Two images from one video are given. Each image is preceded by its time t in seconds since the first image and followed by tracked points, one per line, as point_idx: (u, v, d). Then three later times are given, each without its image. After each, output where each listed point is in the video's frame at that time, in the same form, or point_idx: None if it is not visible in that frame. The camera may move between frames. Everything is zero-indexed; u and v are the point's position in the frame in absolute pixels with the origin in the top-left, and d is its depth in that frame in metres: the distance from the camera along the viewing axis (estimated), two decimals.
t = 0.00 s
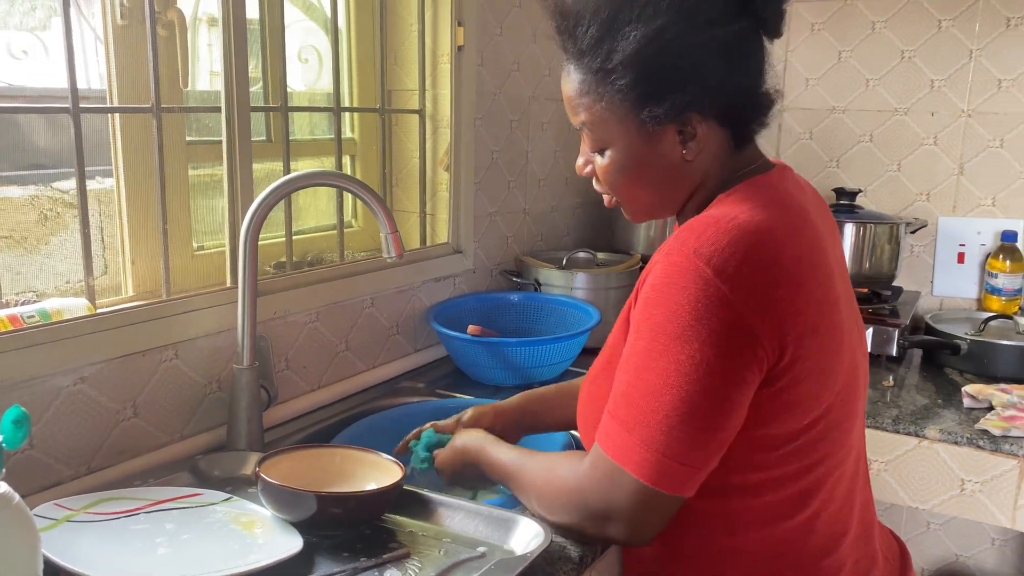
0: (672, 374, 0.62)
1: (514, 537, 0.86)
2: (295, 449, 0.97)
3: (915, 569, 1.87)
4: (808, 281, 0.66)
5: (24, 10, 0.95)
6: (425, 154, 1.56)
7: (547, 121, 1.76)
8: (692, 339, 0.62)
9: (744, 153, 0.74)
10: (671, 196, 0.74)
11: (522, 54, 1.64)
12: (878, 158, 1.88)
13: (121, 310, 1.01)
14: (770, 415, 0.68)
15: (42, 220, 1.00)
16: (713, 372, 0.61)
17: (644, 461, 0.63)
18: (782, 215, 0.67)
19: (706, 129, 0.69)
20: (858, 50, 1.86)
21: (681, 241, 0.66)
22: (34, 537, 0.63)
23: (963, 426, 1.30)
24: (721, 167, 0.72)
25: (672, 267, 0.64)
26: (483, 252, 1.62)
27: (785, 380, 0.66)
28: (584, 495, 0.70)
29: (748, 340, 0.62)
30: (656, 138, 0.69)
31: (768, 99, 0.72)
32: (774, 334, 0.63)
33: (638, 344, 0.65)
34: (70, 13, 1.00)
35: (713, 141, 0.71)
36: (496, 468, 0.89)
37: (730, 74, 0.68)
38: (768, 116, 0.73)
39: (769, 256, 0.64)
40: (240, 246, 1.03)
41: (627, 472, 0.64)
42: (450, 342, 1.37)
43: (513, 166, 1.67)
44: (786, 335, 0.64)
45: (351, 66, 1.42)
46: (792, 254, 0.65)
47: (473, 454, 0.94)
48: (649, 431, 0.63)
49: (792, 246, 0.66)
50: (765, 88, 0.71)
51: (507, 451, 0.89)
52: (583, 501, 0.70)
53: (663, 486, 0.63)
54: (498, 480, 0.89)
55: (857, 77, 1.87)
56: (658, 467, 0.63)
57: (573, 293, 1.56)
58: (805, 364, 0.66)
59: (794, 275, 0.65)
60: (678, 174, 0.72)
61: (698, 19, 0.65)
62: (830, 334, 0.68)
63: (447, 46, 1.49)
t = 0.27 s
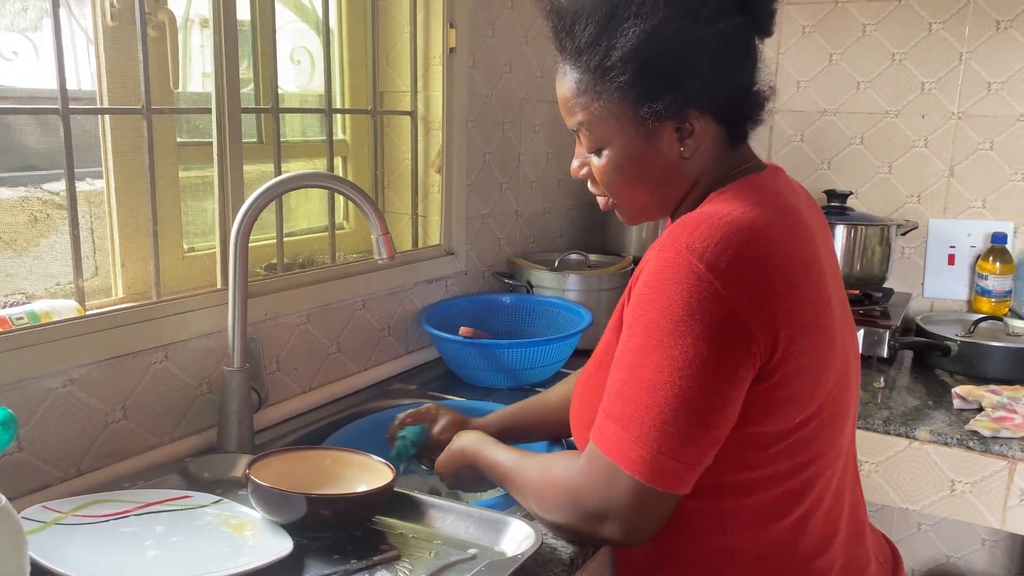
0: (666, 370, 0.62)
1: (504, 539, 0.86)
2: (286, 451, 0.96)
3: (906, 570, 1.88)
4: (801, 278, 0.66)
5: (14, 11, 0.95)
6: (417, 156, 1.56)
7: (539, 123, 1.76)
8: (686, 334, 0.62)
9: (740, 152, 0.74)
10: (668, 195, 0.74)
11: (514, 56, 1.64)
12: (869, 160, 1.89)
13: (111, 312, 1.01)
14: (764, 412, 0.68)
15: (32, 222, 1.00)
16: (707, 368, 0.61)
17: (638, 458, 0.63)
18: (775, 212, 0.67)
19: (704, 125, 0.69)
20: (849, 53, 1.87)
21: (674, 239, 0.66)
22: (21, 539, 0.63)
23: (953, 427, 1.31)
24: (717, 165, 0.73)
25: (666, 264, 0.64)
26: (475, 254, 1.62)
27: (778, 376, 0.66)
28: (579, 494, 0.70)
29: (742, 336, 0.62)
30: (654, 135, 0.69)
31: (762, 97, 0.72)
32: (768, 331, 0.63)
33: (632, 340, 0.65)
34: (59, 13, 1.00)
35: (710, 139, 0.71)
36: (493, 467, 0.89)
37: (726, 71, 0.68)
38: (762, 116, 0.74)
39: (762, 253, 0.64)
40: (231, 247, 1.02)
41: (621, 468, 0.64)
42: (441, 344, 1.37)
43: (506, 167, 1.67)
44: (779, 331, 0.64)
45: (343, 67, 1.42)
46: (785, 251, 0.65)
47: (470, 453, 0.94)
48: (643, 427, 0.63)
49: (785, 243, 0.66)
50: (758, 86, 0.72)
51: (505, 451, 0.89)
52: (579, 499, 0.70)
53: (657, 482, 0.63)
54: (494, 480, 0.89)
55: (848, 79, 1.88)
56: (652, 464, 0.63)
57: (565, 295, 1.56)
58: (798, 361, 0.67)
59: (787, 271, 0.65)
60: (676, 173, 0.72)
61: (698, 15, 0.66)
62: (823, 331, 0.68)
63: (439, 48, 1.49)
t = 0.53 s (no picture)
0: (662, 371, 0.61)
1: (494, 539, 0.85)
2: (274, 452, 0.96)
3: (898, 569, 1.88)
4: (794, 277, 0.65)
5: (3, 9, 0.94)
6: (407, 155, 1.55)
7: (530, 122, 1.76)
8: (683, 335, 0.61)
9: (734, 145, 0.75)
10: (674, 191, 0.72)
11: (505, 55, 1.64)
12: (859, 160, 1.89)
13: (98, 311, 1.00)
14: (757, 412, 0.67)
15: (19, 222, 1.03)
16: (704, 369, 0.61)
17: (635, 461, 0.62)
18: (767, 211, 0.67)
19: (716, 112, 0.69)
20: (839, 53, 1.87)
21: (669, 238, 0.65)
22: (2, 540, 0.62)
23: (943, 426, 1.31)
24: (718, 156, 0.73)
25: (661, 264, 0.63)
26: (466, 254, 1.62)
27: (772, 376, 0.66)
28: (571, 497, 0.69)
29: (738, 337, 0.62)
30: (671, 121, 0.68)
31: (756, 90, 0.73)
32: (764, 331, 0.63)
33: (626, 341, 0.64)
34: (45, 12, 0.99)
35: (716, 128, 0.71)
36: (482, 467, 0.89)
37: (731, 57, 0.69)
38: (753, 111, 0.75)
39: (757, 252, 0.63)
40: (218, 248, 1.01)
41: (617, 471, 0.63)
42: (432, 344, 1.36)
43: (496, 167, 1.67)
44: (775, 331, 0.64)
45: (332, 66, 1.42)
46: (779, 250, 0.65)
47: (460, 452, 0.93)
48: (639, 429, 0.62)
49: (779, 242, 0.65)
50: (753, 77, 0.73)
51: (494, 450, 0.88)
52: (570, 502, 0.70)
53: (653, 484, 0.63)
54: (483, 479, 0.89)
55: (838, 79, 1.88)
56: (649, 467, 0.62)
57: (556, 295, 1.56)
58: (792, 360, 0.66)
59: (781, 270, 0.64)
60: (684, 165, 0.71)
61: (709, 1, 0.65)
62: (815, 330, 0.68)
63: (429, 47, 1.49)
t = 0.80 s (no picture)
0: (671, 378, 0.60)
1: (491, 537, 0.84)
2: (267, 450, 0.94)
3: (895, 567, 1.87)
4: (800, 278, 0.64)
5: None
6: (402, 151, 1.53)
7: (525, 118, 1.75)
8: (692, 341, 0.59)
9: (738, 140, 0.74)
10: (694, 190, 0.70)
11: (500, 50, 1.62)
12: (855, 156, 1.88)
13: (86, 307, 0.98)
14: (764, 417, 0.66)
15: (7, 219, 0.97)
16: (713, 376, 0.59)
17: (643, 470, 0.61)
18: (774, 212, 0.66)
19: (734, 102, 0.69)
20: (835, 48, 1.87)
21: (674, 242, 0.64)
22: None
23: (943, 422, 1.30)
24: (729, 150, 0.72)
25: (667, 270, 0.62)
26: (461, 251, 1.60)
27: (780, 380, 0.65)
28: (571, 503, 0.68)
29: (748, 342, 0.60)
30: (699, 111, 0.67)
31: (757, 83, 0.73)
32: (773, 336, 0.62)
33: (632, 347, 0.62)
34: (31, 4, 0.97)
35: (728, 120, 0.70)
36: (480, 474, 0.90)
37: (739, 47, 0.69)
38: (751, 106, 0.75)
39: (764, 255, 0.62)
40: (210, 245, 1.00)
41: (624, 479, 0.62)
42: (427, 342, 1.35)
43: (491, 163, 1.65)
44: (784, 335, 0.62)
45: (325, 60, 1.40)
46: (786, 253, 0.64)
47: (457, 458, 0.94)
48: (647, 437, 0.61)
49: (786, 244, 0.64)
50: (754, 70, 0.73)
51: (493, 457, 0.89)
52: (570, 509, 0.69)
53: (662, 492, 0.61)
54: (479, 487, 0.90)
55: (834, 74, 1.88)
56: (658, 477, 0.61)
57: (552, 292, 1.55)
58: (800, 364, 0.65)
59: (788, 273, 0.63)
60: (704, 160, 0.69)
61: None
62: (821, 332, 0.67)
63: (423, 41, 1.47)
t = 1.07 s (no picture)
0: (674, 377, 0.59)
1: (489, 540, 0.83)
2: (262, 452, 0.93)
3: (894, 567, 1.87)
4: (809, 280, 0.64)
5: None
6: (397, 151, 1.53)
7: (521, 118, 1.74)
8: (696, 341, 0.59)
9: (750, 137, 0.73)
10: (702, 189, 0.69)
11: (496, 50, 1.62)
12: (852, 155, 1.88)
13: (78, 310, 0.97)
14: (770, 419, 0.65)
15: None
16: (716, 376, 0.59)
17: (643, 469, 0.60)
18: (783, 213, 0.65)
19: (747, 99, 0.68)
20: (831, 47, 1.86)
21: (681, 240, 0.63)
22: None
23: (941, 422, 1.30)
24: (739, 147, 0.71)
25: (673, 268, 0.62)
26: (457, 251, 1.59)
27: (787, 383, 0.64)
28: (569, 503, 0.67)
29: (753, 344, 0.60)
30: (711, 108, 0.66)
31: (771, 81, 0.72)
32: (780, 338, 0.61)
33: (637, 345, 0.62)
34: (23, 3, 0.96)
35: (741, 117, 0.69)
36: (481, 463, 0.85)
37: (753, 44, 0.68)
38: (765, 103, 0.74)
39: (773, 255, 0.62)
40: (204, 247, 0.99)
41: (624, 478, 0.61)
42: (424, 343, 1.34)
43: (488, 163, 1.65)
44: (791, 337, 0.62)
45: (320, 60, 1.39)
46: (795, 254, 0.63)
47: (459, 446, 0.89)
48: (648, 436, 0.60)
49: (795, 245, 0.64)
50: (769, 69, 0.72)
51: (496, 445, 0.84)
52: (569, 506, 0.67)
53: (661, 493, 0.61)
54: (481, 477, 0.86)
55: (831, 74, 1.87)
56: (657, 476, 0.60)
57: (548, 292, 1.54)
58: (807, 366, 0.64)
59: (796, 275, 0.63)
60: (716, 157, 0.68)
61: None
62: (830, 335, 0.66)
63: (418, 41, 1.46)
